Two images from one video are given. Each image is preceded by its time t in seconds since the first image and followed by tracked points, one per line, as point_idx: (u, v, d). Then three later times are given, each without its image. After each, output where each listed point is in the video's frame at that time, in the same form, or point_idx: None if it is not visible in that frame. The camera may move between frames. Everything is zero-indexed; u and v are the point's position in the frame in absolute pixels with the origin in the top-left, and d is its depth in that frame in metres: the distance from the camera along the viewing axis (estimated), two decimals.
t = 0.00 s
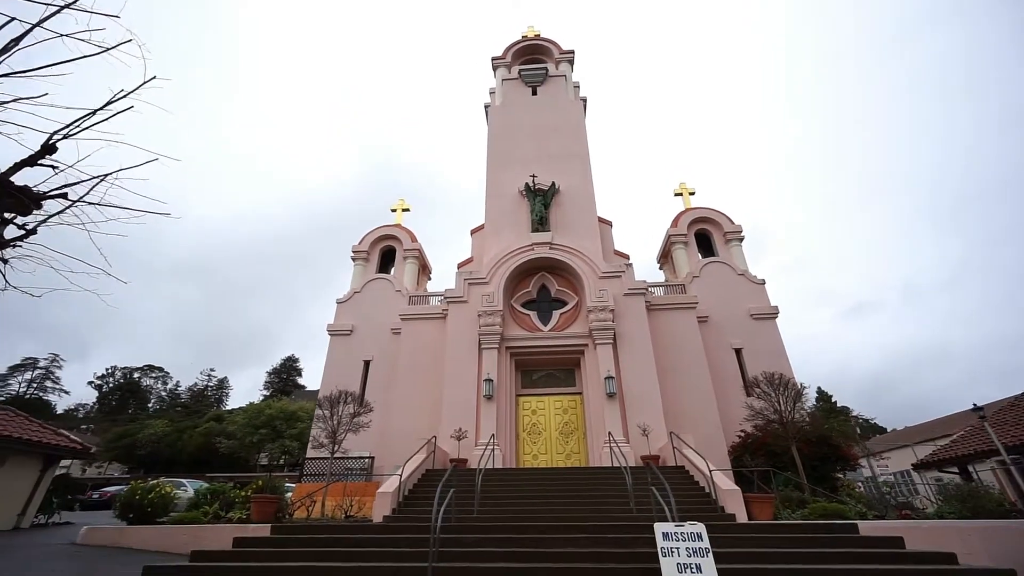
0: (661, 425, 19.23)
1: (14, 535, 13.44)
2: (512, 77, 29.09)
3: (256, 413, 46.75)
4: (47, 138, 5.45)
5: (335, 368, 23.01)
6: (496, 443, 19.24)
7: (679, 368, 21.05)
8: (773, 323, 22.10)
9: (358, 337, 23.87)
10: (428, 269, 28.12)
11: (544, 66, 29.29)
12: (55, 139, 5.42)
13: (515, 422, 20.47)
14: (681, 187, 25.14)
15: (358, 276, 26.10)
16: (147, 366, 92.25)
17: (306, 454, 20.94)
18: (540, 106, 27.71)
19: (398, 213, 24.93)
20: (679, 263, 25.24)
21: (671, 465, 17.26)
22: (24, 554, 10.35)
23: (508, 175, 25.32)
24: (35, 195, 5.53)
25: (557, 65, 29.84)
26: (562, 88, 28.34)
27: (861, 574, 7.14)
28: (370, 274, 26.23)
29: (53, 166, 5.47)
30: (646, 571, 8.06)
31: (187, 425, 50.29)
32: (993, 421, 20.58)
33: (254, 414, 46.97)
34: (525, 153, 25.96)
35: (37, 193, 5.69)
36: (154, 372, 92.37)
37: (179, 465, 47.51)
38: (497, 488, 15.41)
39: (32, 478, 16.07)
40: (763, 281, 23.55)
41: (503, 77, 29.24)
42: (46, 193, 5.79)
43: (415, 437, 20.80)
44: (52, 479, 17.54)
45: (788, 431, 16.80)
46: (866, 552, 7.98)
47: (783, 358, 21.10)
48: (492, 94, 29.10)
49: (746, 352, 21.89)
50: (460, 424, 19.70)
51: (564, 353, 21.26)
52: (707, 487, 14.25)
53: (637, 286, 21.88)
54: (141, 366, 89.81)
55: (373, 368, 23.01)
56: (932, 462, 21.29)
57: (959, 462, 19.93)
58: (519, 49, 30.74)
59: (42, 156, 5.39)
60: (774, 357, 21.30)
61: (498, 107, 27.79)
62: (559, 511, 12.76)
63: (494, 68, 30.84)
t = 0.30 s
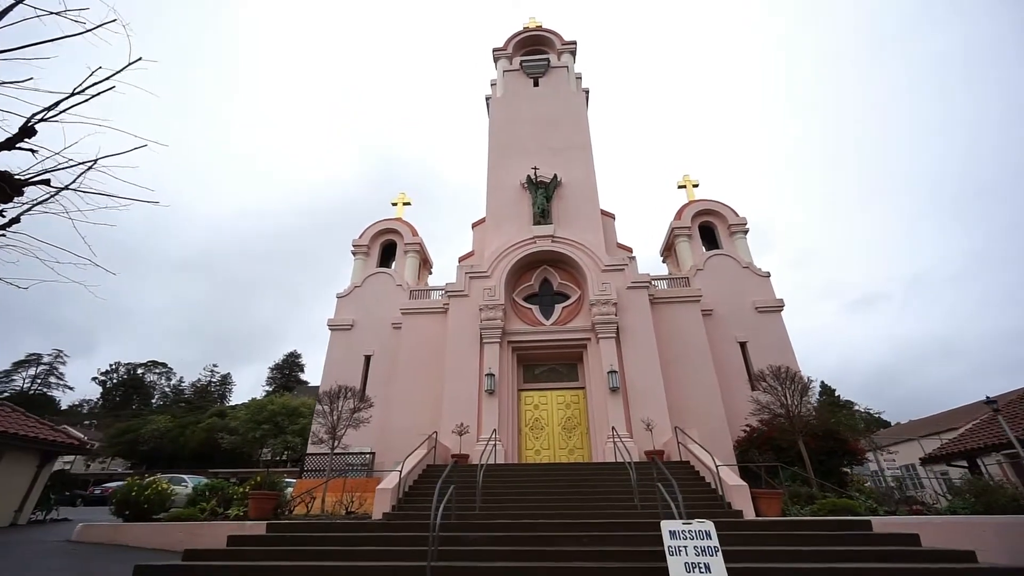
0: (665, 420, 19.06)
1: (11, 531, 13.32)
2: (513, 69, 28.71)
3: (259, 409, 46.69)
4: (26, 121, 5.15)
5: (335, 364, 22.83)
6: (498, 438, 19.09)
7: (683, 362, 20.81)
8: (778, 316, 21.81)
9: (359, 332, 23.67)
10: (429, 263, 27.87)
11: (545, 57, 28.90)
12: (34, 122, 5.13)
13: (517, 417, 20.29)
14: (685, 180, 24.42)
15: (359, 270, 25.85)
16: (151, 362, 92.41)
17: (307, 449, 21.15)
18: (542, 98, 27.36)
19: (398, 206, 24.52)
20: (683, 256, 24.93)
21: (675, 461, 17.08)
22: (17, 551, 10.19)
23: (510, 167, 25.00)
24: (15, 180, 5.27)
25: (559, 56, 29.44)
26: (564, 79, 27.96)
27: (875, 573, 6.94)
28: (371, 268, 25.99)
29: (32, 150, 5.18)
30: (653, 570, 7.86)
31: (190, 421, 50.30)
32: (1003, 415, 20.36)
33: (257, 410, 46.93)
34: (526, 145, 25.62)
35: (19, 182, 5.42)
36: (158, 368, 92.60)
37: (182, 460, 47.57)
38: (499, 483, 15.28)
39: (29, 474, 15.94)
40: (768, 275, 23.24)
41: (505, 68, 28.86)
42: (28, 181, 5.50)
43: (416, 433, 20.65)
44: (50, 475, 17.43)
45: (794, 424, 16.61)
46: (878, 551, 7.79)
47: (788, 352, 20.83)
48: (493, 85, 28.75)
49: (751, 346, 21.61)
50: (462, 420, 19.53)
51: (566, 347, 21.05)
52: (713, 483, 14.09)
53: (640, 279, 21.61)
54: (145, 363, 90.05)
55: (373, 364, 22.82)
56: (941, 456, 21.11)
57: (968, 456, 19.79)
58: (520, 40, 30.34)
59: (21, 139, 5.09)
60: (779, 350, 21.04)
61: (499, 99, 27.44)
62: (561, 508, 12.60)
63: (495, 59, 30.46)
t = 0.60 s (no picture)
0: (663, 419, 19.06)
1: None
2: (514, 64, 28.44)
3: (254, 406, 46.39)
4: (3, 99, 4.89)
5: (331, 360, 22.60)
6: (495, 436, 19.01)
7: (682, 360, 20.65)
8: (779, 314, 21.57)
9: (356, 328, 23.42)
10: (427, 259, 27.62)
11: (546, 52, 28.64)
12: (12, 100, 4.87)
13: (514, 415, 20.21)
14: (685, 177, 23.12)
15: (356, 266, 25.54)
16: (147, 358, 91.96)
17: (301, 447, 21.73)
18: (542, 93, 27.10)
19: (396, 203, 23.54)
20: (683, 254, 24.70)
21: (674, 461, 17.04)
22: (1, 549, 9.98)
23: (509, 163, 24.74)
24: None
25: (560, 51, 29.19)
26: (564, 74, 27.70)
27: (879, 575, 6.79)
28: (368, 264, 25.64)
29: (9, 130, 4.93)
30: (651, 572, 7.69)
31: (185, 417, 49.95)
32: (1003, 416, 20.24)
33: (252, 407, 46.64)
34: (526, 140, 25.36)
35: None
36: (155, 364, 92.19)
37: (177, 457, 47.29)
38: (495, 481, 15.17)
39: (17, 470, 15.72)
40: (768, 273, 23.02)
41: (505, 63, 28.58)
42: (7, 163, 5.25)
43: (411, 430, 20.54)
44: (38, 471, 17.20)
45: (796, 424, 16.93)
46: (881, 553, 7.65)
47: (789, 351, 20.64)
48: (493, 80, 28.48)
49: (750, 345, 21.42)
50: (458, 417, 19.42)
51: (565, 344, 20.88)
52: (713, 482, 14.17)
53: (640, 277, 21.41)
54: (141, 359, 89.63)
55: (369, 360, 22.61)
56: (941, 457, 20.99)
57: (968, 457, 19.66)
58: (521, 35, 30.07)
59: None
60: (779, 350, 20.89)
61: (499, 94, 27.18)
62: (557, 506, 12.46)
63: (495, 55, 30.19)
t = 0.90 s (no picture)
0: (659, 424, 19.18)
1: None
2: (505, 68, 28.38)
3: (244, 415, 45.70)
4: None
5: (321, 367, 22.22)
6: (488, 443, 18.90)
7: (676, 365, 20.62)
8: (772, 318, 21.47)
9: (347, 334, 23.06)
10: (418, 265, 27.35)
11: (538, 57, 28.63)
12: None
13: (508, 422, 20.10)
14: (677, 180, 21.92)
15: (347, 271, 25.19)
16: (135, 367, 90.65)
17: (290, 457, 21.88)
18: (534, 98, 27.03)
19: (387, 207, 23.07)
20: (676, 258, 24.61)
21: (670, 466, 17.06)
22: None
23: (501, 167, 24.59)
24: None
25: (551, 56, 29.19)
26: (556, 79, 27.67)
27: None
28: (358, 270, 25.30)
29: None
30: None
31: (172, 427, 49.08)
32: (998, 418, 20.22)
33: (241, 416, 45.92)
34: (518, 145, 25.24)
35: None
36: (143, 373, 90.80)
37: (165, 467, 46.47)
38: (489, 489, 14.97)
39: None
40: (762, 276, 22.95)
41: (497, 68, 28.53)
42: None
43: (404, 438, 20.33)
44: (16, 485, 16.75)
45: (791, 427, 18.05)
46: (883, 561, 7.53)
47: (783, 354, 20.57)
48: (485, 85, 28.40)
49: (745, 348, 21.30)
50: (452, 424, 19.24)
51: (558, 349, 20.75)
52: (709, 485, 14.66)
53: (633, 280, 21.32)
54: (129, 368, 88.33)
55: (360, 367, 22.29)
56: (936, 459, 20.95)
57: (963, 459, 19.65)
58: (512, 40, 30.06)
59: None
60: (773, 353, 20.84)
61: (491, 99, 27.09)
62: (552, 514, 12.28)
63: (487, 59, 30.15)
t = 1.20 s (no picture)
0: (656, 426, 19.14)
1: None
2: (503, 69, 28.35)
3: (239, 416, 45.47)
4: None
5: (316, 369, 22.06)
6: (485, 445, 18.83)
7: (674, 366, 20.61)
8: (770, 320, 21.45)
9: (343, 335, 22.92)
10: (415, 265, 27.21)
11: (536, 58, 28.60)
12: None
13: (504, 424, 20.01)
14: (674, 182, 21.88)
15: (343, 272, 25.05)
16: (130, 368, 90.19)
17: (284, 460, 21.71)
18: (532, 99, 27.00)
19: (384, 208, 22.86)
20: (673, 260, 24.57)
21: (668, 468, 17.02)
22: None
23: (499, 168, 24.53)
24: None
25: (549, 57, 29.17)
26: (554, 80, 27.65)
27: None
28: (355, 270, 25.18)
29: None
30: None
31: (167, 428, 48.73)
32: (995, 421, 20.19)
33: (237, 417, 45.65)
34: (516, 146, 25.19)
35: None
36: (138, 374, 90.26)
37: (160, 469, 46.17)
38: (485, 491, 14.86)
39: None
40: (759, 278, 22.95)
41: (495, 69, 28.49)
42: None
43: (399, 440, 20.22)
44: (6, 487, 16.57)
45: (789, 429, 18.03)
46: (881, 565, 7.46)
47: (780, 356, 20.56)
48: (482, 86, 28.33)
49: (742, 350, 21.28)
50: (448, 426, 19.15)
51: (555, 350, 20.69)
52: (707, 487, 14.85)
53: (631, 282, 21.27)
54: (124, 369, 87.91)
55: (356, 368, 22.13)
56: (934, 462, 20.89)
57: (960, 462, 19.61)
58: (511, 41, 30.04)
59: None
60: (771, 355, 20.82)
61: (489, 99, 27.03)
62: (549, 516, 12.22)
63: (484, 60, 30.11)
